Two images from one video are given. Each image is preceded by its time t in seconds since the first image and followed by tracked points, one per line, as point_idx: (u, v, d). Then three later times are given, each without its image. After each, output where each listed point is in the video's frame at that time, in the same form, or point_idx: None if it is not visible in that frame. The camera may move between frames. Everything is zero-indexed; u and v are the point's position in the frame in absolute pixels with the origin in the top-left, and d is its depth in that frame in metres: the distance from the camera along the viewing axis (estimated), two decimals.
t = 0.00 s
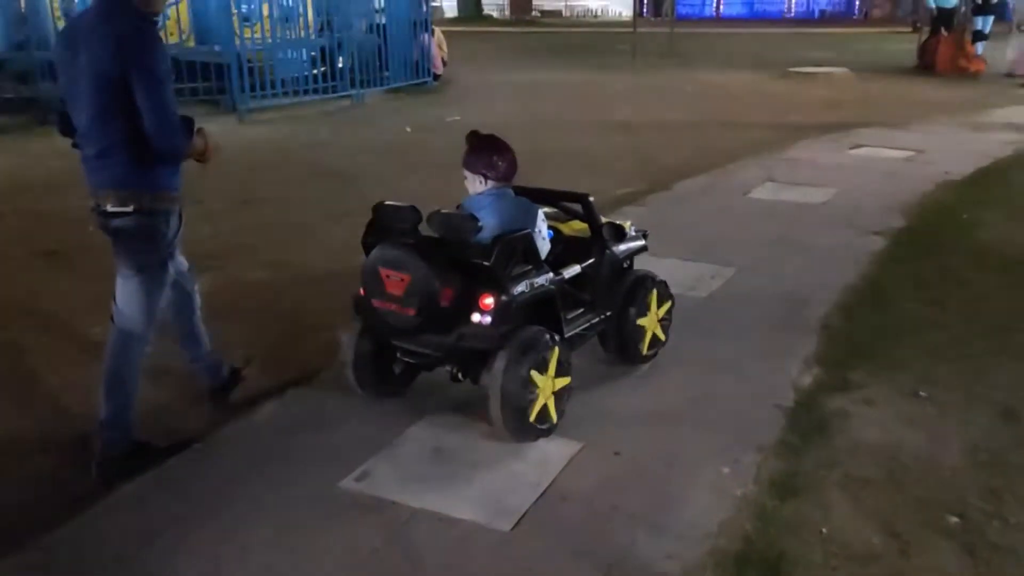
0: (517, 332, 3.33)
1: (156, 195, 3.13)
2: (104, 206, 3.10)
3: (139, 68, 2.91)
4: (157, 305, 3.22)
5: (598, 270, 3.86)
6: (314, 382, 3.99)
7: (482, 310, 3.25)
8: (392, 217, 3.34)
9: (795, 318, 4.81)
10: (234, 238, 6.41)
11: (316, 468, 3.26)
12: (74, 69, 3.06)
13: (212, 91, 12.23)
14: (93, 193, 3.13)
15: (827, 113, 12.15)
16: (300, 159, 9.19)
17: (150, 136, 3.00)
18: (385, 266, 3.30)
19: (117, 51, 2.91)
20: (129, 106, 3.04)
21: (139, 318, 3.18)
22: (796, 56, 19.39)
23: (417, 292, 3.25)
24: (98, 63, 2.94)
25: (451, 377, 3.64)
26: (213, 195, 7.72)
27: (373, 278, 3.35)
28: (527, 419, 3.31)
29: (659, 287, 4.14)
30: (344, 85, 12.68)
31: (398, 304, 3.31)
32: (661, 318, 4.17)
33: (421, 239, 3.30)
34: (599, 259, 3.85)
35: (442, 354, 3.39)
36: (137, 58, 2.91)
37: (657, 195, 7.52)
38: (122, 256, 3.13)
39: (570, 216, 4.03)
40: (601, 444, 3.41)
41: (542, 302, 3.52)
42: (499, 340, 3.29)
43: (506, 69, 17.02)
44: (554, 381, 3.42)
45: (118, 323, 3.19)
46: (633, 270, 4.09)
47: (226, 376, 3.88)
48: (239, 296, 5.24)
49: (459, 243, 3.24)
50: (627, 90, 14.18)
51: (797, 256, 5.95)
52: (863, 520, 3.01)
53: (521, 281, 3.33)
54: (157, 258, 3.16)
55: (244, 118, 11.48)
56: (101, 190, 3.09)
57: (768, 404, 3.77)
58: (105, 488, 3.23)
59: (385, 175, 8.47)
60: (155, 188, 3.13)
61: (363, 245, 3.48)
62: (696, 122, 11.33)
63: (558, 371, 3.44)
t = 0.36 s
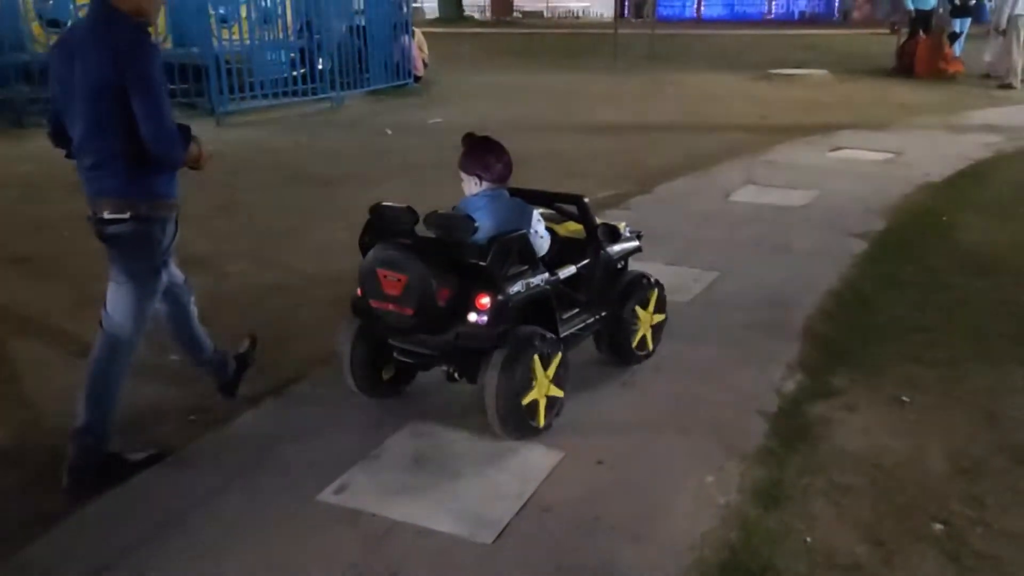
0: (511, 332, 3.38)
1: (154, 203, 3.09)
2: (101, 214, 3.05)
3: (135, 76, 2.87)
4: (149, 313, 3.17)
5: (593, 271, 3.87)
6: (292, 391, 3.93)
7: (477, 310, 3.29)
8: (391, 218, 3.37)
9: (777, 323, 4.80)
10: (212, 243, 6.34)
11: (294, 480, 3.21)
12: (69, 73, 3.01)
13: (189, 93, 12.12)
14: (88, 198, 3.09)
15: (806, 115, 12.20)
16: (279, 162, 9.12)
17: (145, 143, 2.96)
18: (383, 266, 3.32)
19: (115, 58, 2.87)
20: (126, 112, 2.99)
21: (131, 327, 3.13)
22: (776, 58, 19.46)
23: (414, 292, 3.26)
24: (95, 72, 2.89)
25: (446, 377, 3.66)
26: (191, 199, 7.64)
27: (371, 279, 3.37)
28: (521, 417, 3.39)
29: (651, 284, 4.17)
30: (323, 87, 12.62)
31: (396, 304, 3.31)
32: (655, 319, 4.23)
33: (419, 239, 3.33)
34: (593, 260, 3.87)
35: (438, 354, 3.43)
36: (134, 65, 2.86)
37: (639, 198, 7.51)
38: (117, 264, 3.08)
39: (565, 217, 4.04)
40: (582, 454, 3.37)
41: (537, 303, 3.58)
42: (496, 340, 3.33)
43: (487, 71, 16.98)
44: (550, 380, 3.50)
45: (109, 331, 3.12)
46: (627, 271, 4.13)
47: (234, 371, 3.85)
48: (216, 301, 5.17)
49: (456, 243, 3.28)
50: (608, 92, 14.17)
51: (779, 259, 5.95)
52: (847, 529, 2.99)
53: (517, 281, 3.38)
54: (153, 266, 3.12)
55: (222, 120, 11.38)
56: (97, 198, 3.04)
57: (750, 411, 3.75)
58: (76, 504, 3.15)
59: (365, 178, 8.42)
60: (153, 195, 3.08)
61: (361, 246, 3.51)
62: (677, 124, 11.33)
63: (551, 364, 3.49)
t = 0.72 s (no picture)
0: (508, 333, 3.46)
1: (151, 209, 3.16)
2: (99, 221, 3.12)
3: (132, 86, 2.95)
4: (146, 318, 3.24)
5: (587, 271, 3.95)
6: (270, 401, 3.88)
7: (475, 310, 3.34)
8: (388, 221, 3.45)
9: (759, 327, 4.79)
10: (189, 249, 6.27)
11: (272, 493, 3.16)
12: (64, 84, 3.08)
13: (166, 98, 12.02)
14: (86, 206, 3.16)
15: (786, 117, 12.22)
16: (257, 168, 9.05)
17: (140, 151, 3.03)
18: (381, 269, 3.40)
19: (112, 69, 2.95)
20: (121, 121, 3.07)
21: (129, 331, 3.20)
22: (755, 60, 19.50)
23: (412, 295, 3.34)
24: (92, 82, 2.97)
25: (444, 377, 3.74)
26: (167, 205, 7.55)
27: (370, 282, 3.45)
28: (521, 414, 3.44)
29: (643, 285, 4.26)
30: (302, 91, 12.56)
31: (393, 306, 3.40)
32: (649, 317, 4.32)
33: (416, 242, 3.41)
34: (588, 260, 3.94)
35: (436, 355, 3.49)
36: (131, 76, 2.95)
37: (620, 202, 7.49)
38: (117, 270, 3.15)
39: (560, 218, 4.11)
40: (566, 463, 3.35)
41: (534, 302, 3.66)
42: (493, 342, 3.42)
43: (466, 74, 16.93)
44: (547, 378, 3.56)
45: (107, 336, 3.19)
46: (620, 272, 4.23)
47: (225, 387, 3.82)
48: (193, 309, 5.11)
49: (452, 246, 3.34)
50: (587, 95, 14.16)
51: (759, 262, 5.95)
52: (831, 536, 2.98)
53: (514, 282, 3.45)
54: (151, 270, 3.20)
55: (200, 125, 11.30)
56: (96, 205, 3.12)
57: (733, 417, 3.74)
58: (47, 522, 3.08)
59: (344, 183, 8.35)
60: (150, 202, 3.16)
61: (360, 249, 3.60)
62: (656, 127, 11.33)
63: (548, 367, 3.57)
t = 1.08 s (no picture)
0: (502, 333, 3.48)
1: (147, 215, 3.16)
2: (96, 227, 3.12)
3: (124, 92, 2.97)
4: (155, 322, 3.26)
5: (580, 271, 3.96)
6: (245, 412, 3.81)
7: (471, 311, 3.37)
8: (382, 222, 3.47)
9: (739, 331, 4.77)
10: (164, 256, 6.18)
11: (249, 507, 3.10)
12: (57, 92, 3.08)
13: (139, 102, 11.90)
14: (82, 214, 3.16)
15: (762, 118, 12.27)
16: (233, 173, 8.96)
17: (133, 157, 3.03)
18: (377, 270, 3.42)
19: (104, 75, 2.96)
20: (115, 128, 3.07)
21: (138, 334, 3.22)
22: (730, 61, 19.58)
23: (409, 295, 3.36)
24: (84, 89, 2.98)
25: (439, 376, 3.73)
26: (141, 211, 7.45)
27: (366, 283, 3.47)
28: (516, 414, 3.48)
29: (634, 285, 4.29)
30: (278, 95, 12.48)
31: (390, 307, 3.41)
32: (640, 318, 4.36)
33: (411, 242, 3.44)
34: (580, 261, 3.95)
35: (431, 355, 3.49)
36: (122, 81, 2.96)
37: (598, 205, 7.48)
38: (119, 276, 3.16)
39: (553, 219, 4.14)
40: (547, 471, 3.31)
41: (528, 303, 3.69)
42: (488, 341, 3.44)
43: (443, 77, 16.89)
44: (541, 379, 3.60)
45: (123, 341, 3.23)
46: (612, 273, 4.24)
47: (208, 399, 3.75)
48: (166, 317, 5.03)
49: (447, 246, 3.36)
50: (564, 97, 14.15)
51: (738, 265, 5.95)
52: (814, 541, 2.97)
53: (508, 282, 3.49)
54: (151, 276, 3.20)
55: (174, 130, 11.20)
56: (92, 212, 3.11)
57: (715, 423, 3.72)
58: (15, 542, 2.99)
59: (321, 188, 8.29)
60: (146, 207, 3.16)
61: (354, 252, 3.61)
62: (634, 129, 11.33)
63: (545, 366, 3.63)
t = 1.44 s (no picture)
0: (495, 332, 3.54)
1: (141, 219, 3.23)
2: (92, 234, 3.21)
3: (112, 102, 3.01)
4: (174, 321, 3.43)
5: (571, 273, 4.08)
6: (219, 425, 3.75)
7: (465, 312, 3.49)
8: (375, 224, 3.52)
9: (717, 335, 4.76)
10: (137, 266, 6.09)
11: (225, 524, 3.06)
12: (49, 103, 3.17)
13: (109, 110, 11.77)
14: (77, 223, 3.25)
15: (735, 121, 12.33)
16: (205, 180, 8.88)
17: (121, 167, 3.09)
18: (372, 271, 3.52)
19: (93, 85, 3.02)
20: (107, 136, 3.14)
21: (158, 330, 3.39)
22: (703, 64, 19.66)
23: (403, 297, 3.46)
24: (75, 98, 3.05)
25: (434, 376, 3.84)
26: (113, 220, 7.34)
27: (362, 284, 3.57)
28: (510, 414, 3.55)
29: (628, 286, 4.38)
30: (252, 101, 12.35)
31: (386, 307, 3.52)
32: (630, 317, 4.44)
33: (406, 245, 3.51)
34: (572, 263, 4.07)
35: (425, 356, 3.59)
36: (112, 90, 3.01)
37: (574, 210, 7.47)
38: (124, 280, 3.29)
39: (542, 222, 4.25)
40: (527, 482, 3.29)
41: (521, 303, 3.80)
42: (482, 341, 3.50)
43: (418, 82, 16.83)
44: (532, 377, 3.65)
45: (146, 337, 3.39)
46: (601, 274, 4.35)
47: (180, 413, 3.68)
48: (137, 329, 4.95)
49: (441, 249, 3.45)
50: (539, 101, 14.15)
51: (718, 269, 5.92)
52: (795, 549, 2.96)
53: (501, 284, 3.59)
54: (155, 278, 3.32)
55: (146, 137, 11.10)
56: (88, 219, 3.20)
57: (695, 430, 3.70)
58: None
59: (295, 195, 8.23)
60: (139, 212, 3.23)
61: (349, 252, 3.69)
62: (609, 133, 11.33)
63: (534, 361, 3.67)
